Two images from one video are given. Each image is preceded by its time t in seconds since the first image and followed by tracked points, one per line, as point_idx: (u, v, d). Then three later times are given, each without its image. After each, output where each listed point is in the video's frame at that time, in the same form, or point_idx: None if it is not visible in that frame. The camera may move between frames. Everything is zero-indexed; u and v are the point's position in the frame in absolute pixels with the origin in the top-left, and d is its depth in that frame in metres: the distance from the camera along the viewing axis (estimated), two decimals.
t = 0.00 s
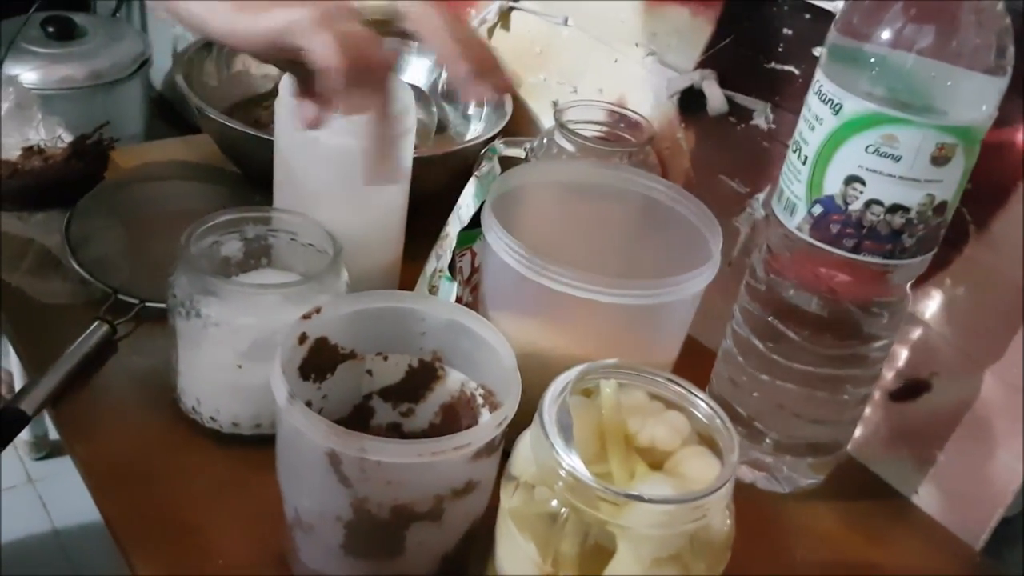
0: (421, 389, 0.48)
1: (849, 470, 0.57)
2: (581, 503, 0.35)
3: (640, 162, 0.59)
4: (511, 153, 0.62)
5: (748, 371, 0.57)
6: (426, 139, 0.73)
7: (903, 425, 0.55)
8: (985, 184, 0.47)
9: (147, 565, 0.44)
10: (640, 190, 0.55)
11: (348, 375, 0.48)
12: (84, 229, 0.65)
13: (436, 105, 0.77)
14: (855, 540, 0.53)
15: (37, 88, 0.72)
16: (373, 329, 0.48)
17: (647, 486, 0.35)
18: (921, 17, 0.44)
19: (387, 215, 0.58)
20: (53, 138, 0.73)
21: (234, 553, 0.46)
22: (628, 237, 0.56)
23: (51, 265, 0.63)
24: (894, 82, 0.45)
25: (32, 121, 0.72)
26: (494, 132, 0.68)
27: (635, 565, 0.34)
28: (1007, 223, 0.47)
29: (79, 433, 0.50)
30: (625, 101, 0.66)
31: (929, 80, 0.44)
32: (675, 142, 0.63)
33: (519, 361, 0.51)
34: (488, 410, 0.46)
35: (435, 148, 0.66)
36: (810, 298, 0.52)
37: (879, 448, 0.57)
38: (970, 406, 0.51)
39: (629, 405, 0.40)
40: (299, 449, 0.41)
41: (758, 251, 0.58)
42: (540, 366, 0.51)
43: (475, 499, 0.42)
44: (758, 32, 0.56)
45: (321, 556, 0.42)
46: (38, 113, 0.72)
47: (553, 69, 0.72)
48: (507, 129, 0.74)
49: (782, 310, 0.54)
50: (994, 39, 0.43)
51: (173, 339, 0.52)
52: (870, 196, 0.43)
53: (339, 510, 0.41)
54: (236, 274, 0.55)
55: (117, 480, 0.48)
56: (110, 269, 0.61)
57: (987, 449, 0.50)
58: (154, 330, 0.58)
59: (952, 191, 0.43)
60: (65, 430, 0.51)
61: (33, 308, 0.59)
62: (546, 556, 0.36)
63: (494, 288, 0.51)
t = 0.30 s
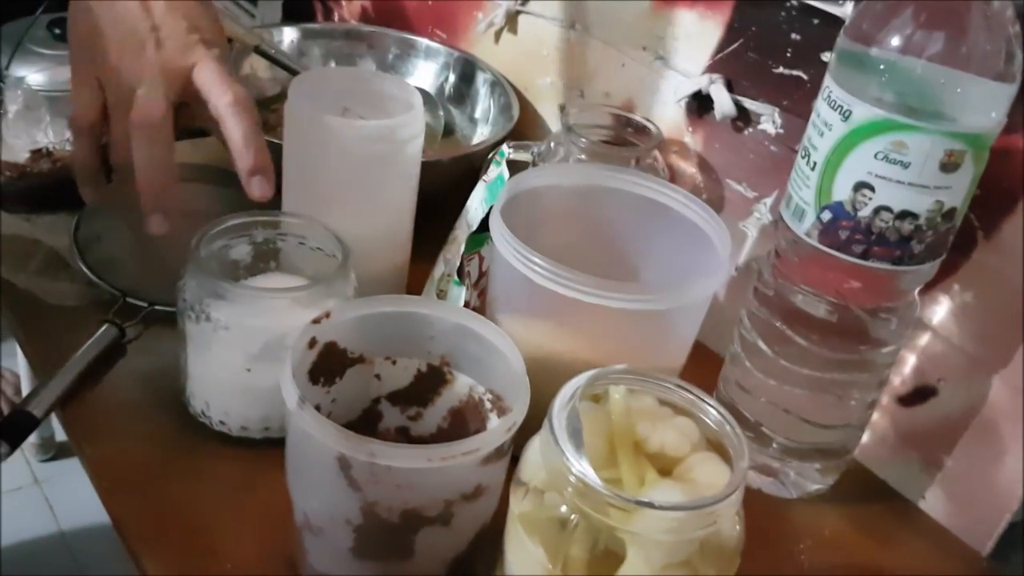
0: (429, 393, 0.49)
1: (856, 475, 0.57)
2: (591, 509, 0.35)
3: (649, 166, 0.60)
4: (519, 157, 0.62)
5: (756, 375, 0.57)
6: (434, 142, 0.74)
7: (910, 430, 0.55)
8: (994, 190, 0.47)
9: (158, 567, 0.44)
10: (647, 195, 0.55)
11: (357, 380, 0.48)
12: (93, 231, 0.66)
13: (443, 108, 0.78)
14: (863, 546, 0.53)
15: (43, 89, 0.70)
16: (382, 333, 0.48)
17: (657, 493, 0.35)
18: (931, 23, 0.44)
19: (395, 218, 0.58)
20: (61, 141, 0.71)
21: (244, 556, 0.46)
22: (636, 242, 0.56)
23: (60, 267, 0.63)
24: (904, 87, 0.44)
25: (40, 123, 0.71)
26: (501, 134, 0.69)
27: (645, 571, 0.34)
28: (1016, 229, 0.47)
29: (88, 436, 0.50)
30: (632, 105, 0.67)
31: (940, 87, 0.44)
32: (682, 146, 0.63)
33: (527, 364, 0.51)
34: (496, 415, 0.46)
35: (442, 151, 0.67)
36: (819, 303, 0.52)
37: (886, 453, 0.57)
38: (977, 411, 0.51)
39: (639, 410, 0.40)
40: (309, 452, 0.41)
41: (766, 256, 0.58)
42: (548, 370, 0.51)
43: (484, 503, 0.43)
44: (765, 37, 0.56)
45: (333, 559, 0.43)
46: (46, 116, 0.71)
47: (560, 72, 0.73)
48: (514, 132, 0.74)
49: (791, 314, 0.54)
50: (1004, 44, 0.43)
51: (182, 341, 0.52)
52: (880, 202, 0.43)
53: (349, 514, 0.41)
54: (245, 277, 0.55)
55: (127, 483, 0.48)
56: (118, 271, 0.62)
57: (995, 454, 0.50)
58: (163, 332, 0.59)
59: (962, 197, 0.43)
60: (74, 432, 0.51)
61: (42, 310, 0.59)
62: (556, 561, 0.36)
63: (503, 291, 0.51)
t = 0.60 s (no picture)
0: (434, 396, 0.49)
1: (860, 479, 0.57)
2: (597, 513, 0.35)
3: (654, 169, 0.60)
4: (524, 160, 0.62)
5: (761, 379, 0.57)
6: (439, 145, 0.74)
7: (915, 434, 0.55)
8: (1001, 195, 0.47)
9: (164, 570, 0.44)
10: (653, 199, 0.55)
11: (362, 382, 0.48)
12: (99, 233, 0.66)
13: (448, 111, 0.78)
14: (868, 551, 0.53)
15: (49, 88, 0.70)
16: (387, 336, 0.48)
17: (664, 497, 0.35)
18: (938, 28, 0.44)
19: (401, 219, 0.58)
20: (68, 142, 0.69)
21: (250, 558, 0.46)
22: (640, 245, 0.57)
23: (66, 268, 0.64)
24: (911, 92, 0.45)
25: (46, 124, 0.69)
26: (506, 137, 0.69)
27: None
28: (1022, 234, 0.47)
29: (94, 437, 0.51)
30: (637, 108, 0.67)
31: (947, 92, 0.44)
32: (688, 150, 0.63)
33: (532, 367, 0.51)
34: (501, 418, 0.46)
35: (447, 154, 0.67)
36: (824, 307, 0.52)
37: (891, 458, 0.56)
38: (983, 416, 0.51)
39: (645, 414, 0.40)
40: (316, 454, 0.41)
41: (772, 260, 0.58)
42: (553, 373, 0.51)
43: (490, 507, 0.43)
44: (771, 41, 0.56)
45: (338, 562, 0.43)
46: (53, 117, 0.69)
47: (565, 75, 0.72)
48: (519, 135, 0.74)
49: (796, 319, 0.54)
50: (1011, 50, 0.43)
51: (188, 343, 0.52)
52: (886, 207, 0.43)
53: (355, 516, 0.41)
54: (250, 279, 0.55)
55: (134, 484, 0.48)
56: (123, 273, 0.62)
57: (1001, 460, 0.50)
58: (168, 334, 0.59)
59: (969, 202, 0.43)
60: (79, 434, 0.51)
61: (48, 312, 0.59)
62: (562, 565, 0.36)
63: (509, 294, 0.51)
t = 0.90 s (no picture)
0: (443, 400, 0.49)
1: (867, 483, 0.57)
2: (606, 518, 0.35)
3: (661, 173, 0.60)
4: (531, 164, 0.62)
5: (768, 383, 0.57)
6: (446, 148, 0.74)
7: (923, 439, 0.55)
8: (1009, 200, 0.47)
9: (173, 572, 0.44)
10: (660, 203, 0.55)
11: (371, 386, 0.48)
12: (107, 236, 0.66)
13: (455, 114, 0.78)
14: (876, 556, 0.53)
15: (56, 91, 0.66)
16: (396, 340, 0.48)
17: (673, 503, 0.35)
18: (947, 34, 0.44)
19: (409, 222, 0.58)
20: (77, 146, 0.69)
21: (258, 561, 0.46)
22: (648, 249, 0.57)
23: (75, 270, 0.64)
24: (918, 97, 0.45)
25: (54, 127, 0.68)
26: (513, 140, 0.69)
27: None
28: None
29: (103, 439, 0.51)
30: (645, 112, 0.67)
31: (956, 98, 0.44)
32: (695, 154, 0.63)
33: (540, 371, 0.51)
34: (509, 422, 0.46)
35: (454, 158, 0.67)
36: (832, 311, 0.52)
37: (898, 462, 0.56)
38: (991, 421, 0.51)
39: (654, 419, 0.40)
40: (326, 457, 0.41)
41: (780, 264, 0.58)
42: (561, 377, 0.51)
43: (498, 511, 0.43)
44: (779, 46, 0.56)
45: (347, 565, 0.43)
46: (60, 120, 0.68)
47: (572, 79, 0.73)
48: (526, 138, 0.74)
49: (804, 324, 0.54)
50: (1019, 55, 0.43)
51: (197, 346, 0.52)
52: (895, 212, 0.43)
53: (364, 520, 0.41)
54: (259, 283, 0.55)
55: (143, 486, 0.48)
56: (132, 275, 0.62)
57: (1009, 465, 0.50)
58: (177, 337, 0.59)
59: (977, 208, 0.43)
60: (89, 436, 0.51)
61: (58, 315, 0.59)
62: (571, 569, 0.36)
63: (517, 298, 0.52)
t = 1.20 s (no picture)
0: (448, 408, 0.49)
1: (873, 492, 0.57)
2: (613, 529, 0.35)
3: (667, 180, 0.60)
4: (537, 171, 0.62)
5: (774, 392, 0.57)
6: (451, 153, 0.74)
7: (930, 447, 0.54)
8: (1017, 208, 0.47)
9: None
10: (668, 210, 0.55)
11: (377, 394, 0.48)
12: (112, 241, 0.66)
13: (460, 120, 0.78)
14: (882, 565, 0.52)
15: (60, 96, 0.71)
16: (401, 347, 0.48)
17: (681, 515, 0.35)
18: (956, 43, 0.44)
19: (413, 230, 0.58)
20: (81, 150, 0.72)
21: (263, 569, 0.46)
22: (655, 257, 0.56)
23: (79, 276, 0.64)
24: (927, 105, 0.44)
25: (60, 133, 0.71)
26: (519, 146, 0.68)
27: None
28: None
29: (108, 447, 0.51)
30: (650, 118, 0.66)
31: (965, 106, 0.44)
32: (701, 159, 0.63)
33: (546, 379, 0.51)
34: (515, 430, 0.46)
35: (459, 164, 0.67)
36: (839, 319, 0.52)
37: (905, 471, 0.56)
38: (998, 430, 0.50)
39: (661, 430, 0.39)
40: (331, 467, 0.41)
41: (787, 272, 0.58)
42: (567, 385, 0.51)
43: (504, 521, 0.42)
44: (786, 52, 0.56)
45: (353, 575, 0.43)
46: (66, 125, 0.71)
47: (577, 84, 0.72)
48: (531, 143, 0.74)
49: (811, 332, 0.54)
50: None
51: (201, 353, 0.52)
52: (904, 221, 0.43)
53: (369, 530, 0.41)
54: (264, 289, 0.55)
55: (149, 495, 0.48)
56: (136, 282, 0.62)
57: (1017, 473, 0.50)
58: (181, 343, 0.59)
59: (986, 217, 0.43)
60: (93, 444, 0.51)
61: (62, 321, 0.59)
62: None
63: (523, 306, 0.51)
